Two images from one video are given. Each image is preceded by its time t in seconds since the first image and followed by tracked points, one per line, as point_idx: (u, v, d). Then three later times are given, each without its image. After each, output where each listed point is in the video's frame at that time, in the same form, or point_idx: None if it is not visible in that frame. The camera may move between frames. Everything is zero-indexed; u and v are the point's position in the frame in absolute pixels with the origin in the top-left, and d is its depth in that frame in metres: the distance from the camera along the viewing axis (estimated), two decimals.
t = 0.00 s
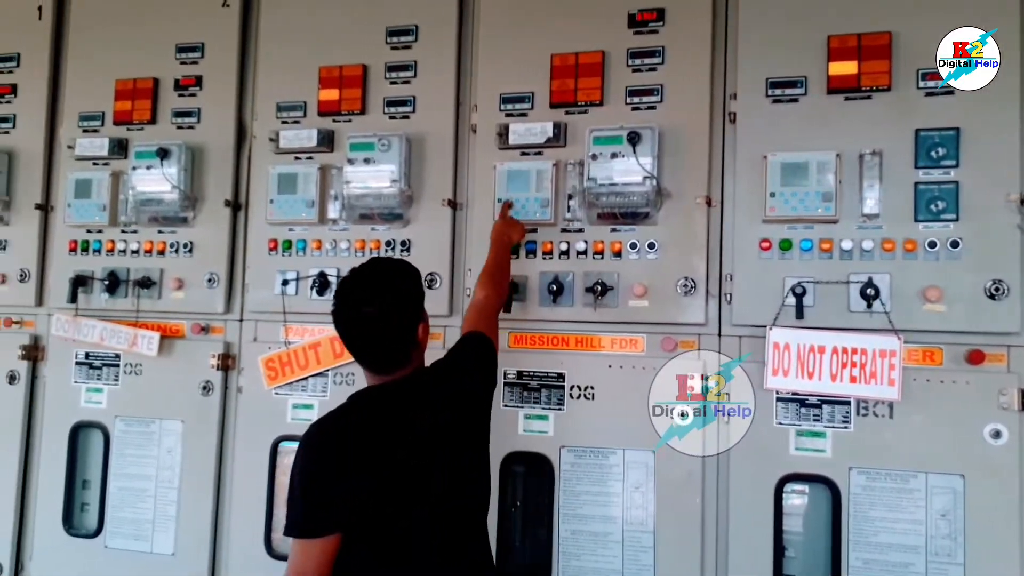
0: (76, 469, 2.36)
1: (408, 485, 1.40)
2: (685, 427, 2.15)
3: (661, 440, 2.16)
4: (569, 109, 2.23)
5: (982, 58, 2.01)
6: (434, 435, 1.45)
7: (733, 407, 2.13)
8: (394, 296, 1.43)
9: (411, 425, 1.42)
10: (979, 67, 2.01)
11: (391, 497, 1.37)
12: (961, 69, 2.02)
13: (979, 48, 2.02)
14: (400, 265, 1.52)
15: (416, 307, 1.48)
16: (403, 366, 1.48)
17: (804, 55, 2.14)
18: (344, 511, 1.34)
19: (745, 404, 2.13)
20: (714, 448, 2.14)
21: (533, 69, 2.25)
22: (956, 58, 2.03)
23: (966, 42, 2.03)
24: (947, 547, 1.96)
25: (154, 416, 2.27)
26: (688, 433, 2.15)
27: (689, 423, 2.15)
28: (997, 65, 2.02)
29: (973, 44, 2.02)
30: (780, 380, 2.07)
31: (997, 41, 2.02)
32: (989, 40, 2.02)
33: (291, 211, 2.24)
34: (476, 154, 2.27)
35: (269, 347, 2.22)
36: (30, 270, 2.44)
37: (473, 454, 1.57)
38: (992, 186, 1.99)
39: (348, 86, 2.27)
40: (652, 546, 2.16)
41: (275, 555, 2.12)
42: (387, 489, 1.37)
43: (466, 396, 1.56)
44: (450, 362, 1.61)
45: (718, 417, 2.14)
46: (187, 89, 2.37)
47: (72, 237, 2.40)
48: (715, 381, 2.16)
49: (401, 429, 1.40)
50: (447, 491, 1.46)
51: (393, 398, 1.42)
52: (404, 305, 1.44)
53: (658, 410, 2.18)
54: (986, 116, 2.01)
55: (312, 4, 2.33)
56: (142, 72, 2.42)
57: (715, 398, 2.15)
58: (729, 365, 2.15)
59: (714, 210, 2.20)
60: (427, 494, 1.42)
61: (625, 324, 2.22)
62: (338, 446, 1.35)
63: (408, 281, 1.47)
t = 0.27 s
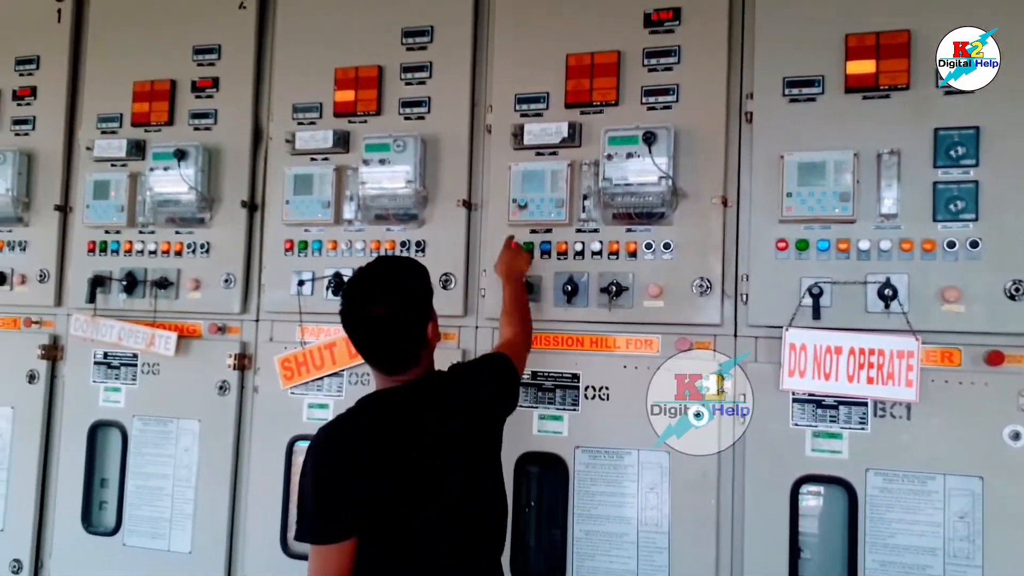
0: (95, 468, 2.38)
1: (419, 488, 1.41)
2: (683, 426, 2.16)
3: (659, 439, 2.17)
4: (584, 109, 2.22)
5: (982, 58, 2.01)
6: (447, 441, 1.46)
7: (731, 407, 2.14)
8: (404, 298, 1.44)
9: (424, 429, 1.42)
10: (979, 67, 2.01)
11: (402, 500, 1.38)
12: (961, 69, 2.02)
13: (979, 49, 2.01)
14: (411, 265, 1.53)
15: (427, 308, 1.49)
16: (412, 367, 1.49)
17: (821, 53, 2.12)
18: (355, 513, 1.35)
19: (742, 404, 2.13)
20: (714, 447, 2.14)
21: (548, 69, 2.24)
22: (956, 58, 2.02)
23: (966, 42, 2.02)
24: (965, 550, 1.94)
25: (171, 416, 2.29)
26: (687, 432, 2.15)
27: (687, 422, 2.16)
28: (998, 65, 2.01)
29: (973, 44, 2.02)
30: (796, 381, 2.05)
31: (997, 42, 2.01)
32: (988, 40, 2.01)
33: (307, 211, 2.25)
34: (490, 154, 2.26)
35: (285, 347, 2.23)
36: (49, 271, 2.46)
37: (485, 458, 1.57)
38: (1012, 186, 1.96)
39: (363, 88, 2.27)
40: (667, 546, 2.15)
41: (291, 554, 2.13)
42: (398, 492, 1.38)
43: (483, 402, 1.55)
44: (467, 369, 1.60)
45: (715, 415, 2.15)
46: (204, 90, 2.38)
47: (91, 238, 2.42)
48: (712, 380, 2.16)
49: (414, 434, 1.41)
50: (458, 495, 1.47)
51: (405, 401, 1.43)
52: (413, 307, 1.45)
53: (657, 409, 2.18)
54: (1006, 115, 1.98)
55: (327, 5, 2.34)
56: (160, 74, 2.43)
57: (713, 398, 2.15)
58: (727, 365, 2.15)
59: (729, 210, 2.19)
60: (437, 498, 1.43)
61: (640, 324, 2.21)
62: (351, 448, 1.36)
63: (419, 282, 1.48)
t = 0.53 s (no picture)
0: (112, 467, 2.40)
1: (422, 490, 1.41)
2: (681, 425, 2.16)
3: (657, 438, 2.18)
4: (600, 109, 2.22)
5: (982, 58, 2.00)
6: (454, 445, 1.45)
7: (729, 406, 2.14)
8: (417, 297, 1.44)
9: (431, 433, 1.42)
10: (979, 67, 2.00)
11: (404, 499, 1.39)
12: (961, 69, 2.01)
13: (979, 49, 2.00)
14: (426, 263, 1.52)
15: (439, 307, 1.48)
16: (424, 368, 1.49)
17: (838, 53, 2.11)
18: (357, 510, 1.36)
19: (740, 403, 2.14)
20: (713, 446, 2.14)
21: (563, 69, 2.24)
22: (955, 59, 2.02)
23: (966, 42, 2.01)
24: (983, 552, 1.93)
25: (188, 415, 2.30)
26: (685, 431, 2.16)
27: (685, 421, 2.16)
28: (998, 65, 2.00)
29: (973, 44, 2.01)
30: (813, 382, 2.04)
31: (998, 41, 2.00)
32: (989, 40, 2.00)
33: (323, 212, 2.25)
34: (506, 155, 2.26)
35: (301, 347, 2.24)
36: (67, 271, 2.47)
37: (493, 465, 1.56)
38: None
39: (379, 88, 2.28)
40: (682, 547, 2.14)
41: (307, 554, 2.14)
42: (400, 492, 1.38)
43: (496, 410, 1.53)
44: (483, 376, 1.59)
45: (714, 414, 2.15)
46: (220, 91, 2.39)
47: (108, 239, 2.44)
48: (710, 379, 2.16)
49: (420, 436, 1.41)
50: (461, 499, 1.47)
51: (413, 401, 1.43)
52: (425, 306, 1.45)
53: (655, 408, 2.19)
54: None
55: (342, 6, 2.34)
56: (176, 75, 2.44)
57: (711, 397, 2.15)
58: (725, 364, 2.15)
59: (746, 210, 2.18)
60: (439, 502, 1.43)
61: (656, 324, 2.20)
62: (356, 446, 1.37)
63: (432, 281, 1.47)
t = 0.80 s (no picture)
0: (129, 467, 2.40)
1: (430, 490, 1.40)
2: (680, 423, 2.16)
3: (656, 437, 2.18)
4: (616, 109, 2.21)
5: (982, 58, 2.00)
6: (462, 445, 1.44)
7: (728, 404, 2.14)
8: (432, 294, 1.45)
9: (439, 432, 1.41)
10: (980, 67, 2.00)
11: (412, 498, 1.38)
12: (961, 69, 2.01)
13: (979, 49, 2.00)
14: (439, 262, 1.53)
15: (452, 305, 1.48)
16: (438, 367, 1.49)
17: (854, 52, 2.10)
18: (364, 508, 1.35)
19: (739, 401, 2.13)
20: (711, 445, 2.14)
21: (578, 69, 2.24)
22: (956, 58, 2.01)
23: (966, 42, 2.02)
24: (1001, 552, 1.92)
25: (205, 416, 2.31)
26: (683, 430, 2.16)
27: (683, 420, 2.16)
28: (998, 65, 2.00)
29: (973, 44, 2.01)
30: (829, 383, 2.03)
31: (998, 41, 2.00)
32: (989, 40, 2.00)
33: (339, 213, 2.26)
34: (522, 155, 2.26)
35: (317, 347, 2.24)
36: (85, 271, 2.49)
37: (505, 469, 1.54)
38: None
39: (395, 89, 2.28)
40: (699, 548, 2.13)
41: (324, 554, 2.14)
42: (408, 491, 1.37)
43: (507, 412, 1.52)
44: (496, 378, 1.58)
45: (712, 413, 2.15)
46: (237, 92, 2.39)
47: (125, 239, 2.45)
48: (709, 378, 2.16)
49: (427, 433, 1.40)
50: (471, 500, 1.45)
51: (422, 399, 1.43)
52: (440, 304, 1.45)
53: (654, 408, 2.19)
54: None
55: (357, 7, 2.35)
56: (193, 76, 2.45)
57: (709, 396, 2.15)
58: (724, 363, 2.15)
59: (762, 210, 2.17)
60: (448, 504, 1.41)
61: (671, 325, 2.20)
62: (364, 443, 1.36)
63: (447, 280, 1.48)
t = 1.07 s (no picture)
0: (147, 467, 2.41)
1: (438, 496, 1.30)
2: (679, 423, 2.16)
3: (655, 436, 2.17)
4: (632, 109, 2.21)
5: (982, 58, 2.00)
6: (474, 450, 1.32)
7: (725, 404, 2.13)
8: (429, 291, 1.38)
9: (447, 433, 1.31)
10: (979, 67, 2.00)
11: (421, 500, 1.30)
12: (961, 68, 2.01)
13: (979, 49, 2.01)
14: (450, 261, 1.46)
15: (457, 305, 1.40)
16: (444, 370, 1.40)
17: (871, 52, 2.09)
18: (370, 508, 1.30)
19: (737, 401, 2.13)
20: (710, 444, 2.13)
21: (594, 70, 2.24)
22: (955, 58, 2.02)
23: (966, 42, 2.02)
24: (1018, 553, 1.91)
25: (222, 416, 2.31)
26: (682, 429, 2.15)
27: (682, 419, 2.15)
28: (998, 65, 2.00)
29: (973, 44, 2.01)
30: (845, 383, 2.03)
31: (998, 41, 2.01)
32: (989, 40, 2.01)
33: (355, 214, 2.26)
34: (538, 155, 2.26)
35: (333, 347, 2.24)
36: (102, 272, 2.49)
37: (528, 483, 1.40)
38: None
39: (411, 89, 2.29)
40: (715, 548, 2.12)
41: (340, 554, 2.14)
42: (414, 493, 1.29)
43: (526, 418, 1.40)
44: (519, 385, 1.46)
45: (711, 412, 2.14)
46: (253, 93, 2.40)
47: (142, 240, 2.46)
48: (707, 377, 2.15)
49: (434, 434, 1.31)
50: (483, 506, 1.32)
51: (435, 399, 1.34)
52: (442, 302, 1.38)
53: (652, 407, 2.18)
54: None
55: (372, 8, 2.35)
56: (209, 77, 2.45)
57: (707, 395, 2.15)
58: (722, 362, 2.15)
59: (779, 211, 2.16)
60: (456, 515, 1.30)
61: (687, 325, 2.18)
62: (368, 441, 1.30)
63: (452, 278, 1.41)
